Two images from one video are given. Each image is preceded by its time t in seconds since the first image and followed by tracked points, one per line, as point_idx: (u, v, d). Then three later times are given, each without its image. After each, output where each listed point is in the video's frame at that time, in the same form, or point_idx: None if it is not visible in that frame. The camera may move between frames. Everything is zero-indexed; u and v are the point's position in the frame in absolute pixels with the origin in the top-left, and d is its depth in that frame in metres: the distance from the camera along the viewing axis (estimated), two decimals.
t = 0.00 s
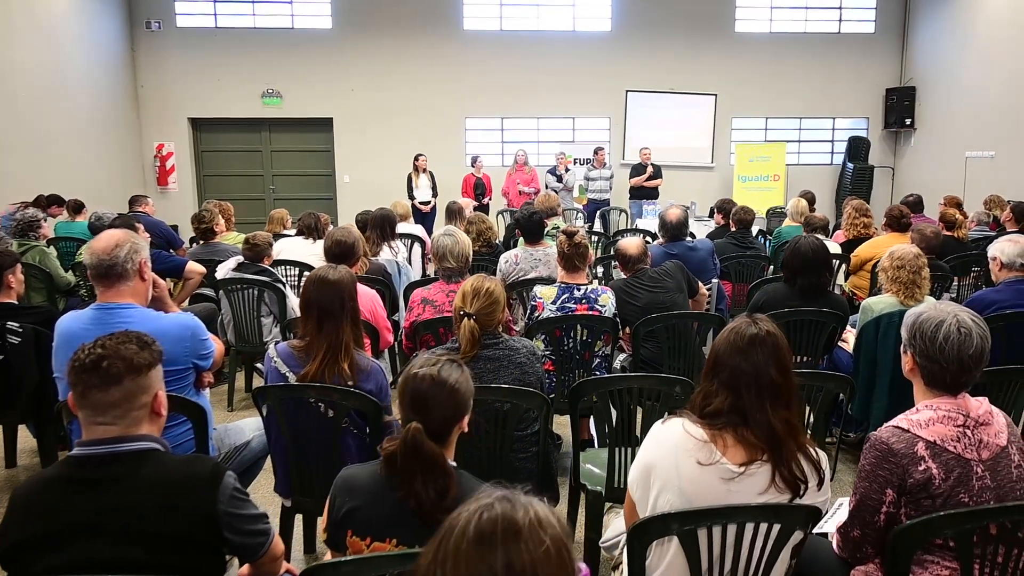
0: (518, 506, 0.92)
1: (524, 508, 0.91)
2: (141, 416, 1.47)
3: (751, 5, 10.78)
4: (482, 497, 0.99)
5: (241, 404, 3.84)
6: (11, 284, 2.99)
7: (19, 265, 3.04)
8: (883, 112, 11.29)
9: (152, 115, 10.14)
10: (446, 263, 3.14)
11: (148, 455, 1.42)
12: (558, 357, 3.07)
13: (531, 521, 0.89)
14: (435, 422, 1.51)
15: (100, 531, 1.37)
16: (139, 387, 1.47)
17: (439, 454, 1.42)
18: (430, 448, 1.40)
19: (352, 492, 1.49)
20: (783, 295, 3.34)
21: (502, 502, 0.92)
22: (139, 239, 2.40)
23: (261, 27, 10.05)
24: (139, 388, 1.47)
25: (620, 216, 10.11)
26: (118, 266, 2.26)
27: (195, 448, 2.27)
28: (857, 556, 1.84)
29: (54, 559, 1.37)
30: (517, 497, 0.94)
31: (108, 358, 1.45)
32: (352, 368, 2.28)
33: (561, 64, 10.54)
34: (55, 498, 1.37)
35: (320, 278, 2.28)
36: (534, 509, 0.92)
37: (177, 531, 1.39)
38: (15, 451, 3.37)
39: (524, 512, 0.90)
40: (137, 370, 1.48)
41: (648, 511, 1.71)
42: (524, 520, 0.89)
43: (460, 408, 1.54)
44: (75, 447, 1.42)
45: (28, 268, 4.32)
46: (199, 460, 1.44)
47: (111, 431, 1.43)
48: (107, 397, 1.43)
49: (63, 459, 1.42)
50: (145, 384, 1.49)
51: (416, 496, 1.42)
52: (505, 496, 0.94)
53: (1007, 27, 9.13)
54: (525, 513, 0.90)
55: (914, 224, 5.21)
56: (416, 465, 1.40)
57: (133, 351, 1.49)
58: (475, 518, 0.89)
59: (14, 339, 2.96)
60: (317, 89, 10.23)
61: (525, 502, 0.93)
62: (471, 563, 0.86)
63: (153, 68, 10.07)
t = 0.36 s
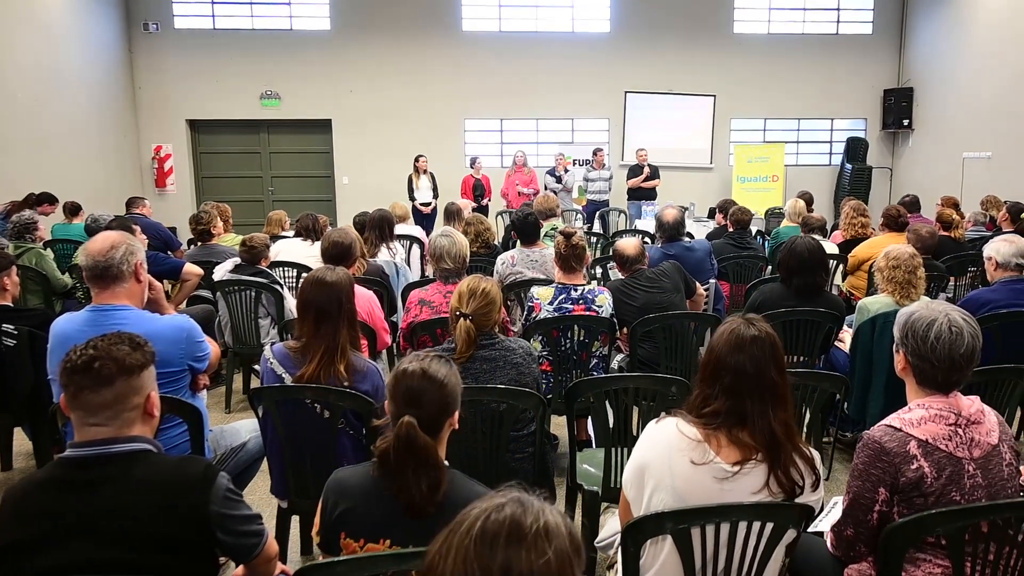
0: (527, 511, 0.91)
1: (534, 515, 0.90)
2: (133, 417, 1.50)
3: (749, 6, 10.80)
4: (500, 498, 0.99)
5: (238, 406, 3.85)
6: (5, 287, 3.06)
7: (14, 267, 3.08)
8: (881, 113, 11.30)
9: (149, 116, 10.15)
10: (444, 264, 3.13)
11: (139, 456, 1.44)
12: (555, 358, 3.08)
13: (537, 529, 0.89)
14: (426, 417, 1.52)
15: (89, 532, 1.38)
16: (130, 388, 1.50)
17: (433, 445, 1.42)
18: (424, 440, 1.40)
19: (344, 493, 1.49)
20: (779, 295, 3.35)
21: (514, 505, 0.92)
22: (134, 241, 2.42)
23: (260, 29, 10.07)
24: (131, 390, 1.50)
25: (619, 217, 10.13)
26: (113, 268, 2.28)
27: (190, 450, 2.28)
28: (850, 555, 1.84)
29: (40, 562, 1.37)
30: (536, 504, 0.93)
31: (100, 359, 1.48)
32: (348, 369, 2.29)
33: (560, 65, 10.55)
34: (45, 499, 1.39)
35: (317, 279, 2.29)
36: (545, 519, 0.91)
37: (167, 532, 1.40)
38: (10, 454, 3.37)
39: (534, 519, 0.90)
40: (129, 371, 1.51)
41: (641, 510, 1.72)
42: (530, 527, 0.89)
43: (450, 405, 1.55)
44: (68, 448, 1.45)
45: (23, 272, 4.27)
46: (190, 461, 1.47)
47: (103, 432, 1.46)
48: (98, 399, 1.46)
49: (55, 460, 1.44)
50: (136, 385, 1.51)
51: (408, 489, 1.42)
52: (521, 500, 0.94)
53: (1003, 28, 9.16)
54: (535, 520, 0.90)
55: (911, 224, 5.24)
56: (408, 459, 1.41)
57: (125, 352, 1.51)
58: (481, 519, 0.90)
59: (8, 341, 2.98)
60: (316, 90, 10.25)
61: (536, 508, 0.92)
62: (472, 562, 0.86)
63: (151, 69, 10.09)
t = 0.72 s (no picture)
0: (522, 509, 0.91)
1: (529, 514, 0.91)
2: (125, 418, 1.51)
3: (748, 7, 10.81)
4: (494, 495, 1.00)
5: (236, 407, 3.86)
6: None
7: (9, 269, 3.10)
8: (879, 115, 11.32)
9: (147, 117, 10.16)
10: (440, 265, 3.17)
11: (131, 457, 1.46)
12: (552, 358, 3.08)
13: (532, 528, 0.89)
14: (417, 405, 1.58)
15: (81, 534, 1.39)
16: (121, 389, 1.51)
17: (440, 409, 1.52)
18: (432, 404, 1.48)
19: (335, 497, 1.49)
20: (776, 296, 3.36)
21: (509, 502, 0.92)
22: (129, 242, 2.43)
23: (258, 30, 10.08)
24: (122, 390, 1.51)
25: (618, 218, 10.15)
26: (108, 269, 2.29)
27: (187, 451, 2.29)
28: (845, 555, 1.85)
29: (29, 564, 1.37)
30: (531, 501, 0.94)
31: (91, 359, 1.48)
32: (343, 369, 2.30)
33: (559, 66, 10.57)
34: (34, 500, 1.39)
35: (313, 279, 2.30)
36: (541, 518, 0.91)
37: (162, 531, 1.43)
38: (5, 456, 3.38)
39: (529, 517, 0.90)
40: (121, 372, 1.51)
41: (635, 510, 1.73)
42: (526, 525, 0.89)
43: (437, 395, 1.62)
44: (59, 449, 1.45)
45: (20, 272, 4.30)
46: (183, 462, 1.49)
47: (94, 433, 1.47)
48: (90, 399, 1.47)
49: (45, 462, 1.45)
50: (128, 385, 1.52)
51: (419, 455, 1.45)
52: (516, 498, 0.94)
53: (1001, 29, 9.19)
54: (531, 518, 0.90)
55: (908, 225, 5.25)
56: (419, 423, 1.45)
57: (116, 352, 1.52)
58: (476, 516, 0.90)
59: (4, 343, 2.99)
60: (315, 91, 10.26)
61: (531, 507, 0.93)
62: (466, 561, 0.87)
63: (149, 69, 10.09)
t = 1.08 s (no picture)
0: (505, 503, 0.92)
1: (509, 506, 0.92)
2: (112, 419, 1.51)
3: (743, 8, 10.83)
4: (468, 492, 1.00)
5: (230, 408, 3.86)
6: None
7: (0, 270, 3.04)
8: (875, 115, 11.34)
9: (142, 118, 10.14)
10: (434, 265, 3.17)
11: (118, 457, 1.46)
12: (546, 358, 3.07)
13: (516, 521, 0.91)
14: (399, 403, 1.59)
15: (70, 536, 1.40)
16: (108, 390, 1.51)
17: (425, 401, 1.55)
18: (417, 397, 1.51)
19: (324, 498, 1.49)
20: (770, 296, 3.36)
21: (489, 497, 0.93)
22: (120, 243, 2.42)
23: (254, 31, 10.08)
24: (108, 391, 1.51)
25: (614, 218, 10.16)
26: (98, 270, 2.29)
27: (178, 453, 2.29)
28: (835, 554, 1.85)
29: (17, 565, 1.38)
30: (509, 494, 0.95)
31: (77, 360, 1.49)
32: (334, 369, 2.31)
33: (555, 67, 10.58)
34: (22, 502, 1.40)
35: (305, 279, 2.30)
36: (521, 510, 0.93)
37: (152, 532, 1.43)
38: None
39: (511, 510, 0.91)
40: (107, 373, 1.52)
41: (625, 510, 1.73)
42: (510, 517, 0.90)
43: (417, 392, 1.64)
44: (45, 451, 1.46)
45: (13, 275, 4.31)
46: (171, 462, 1.50)
47: (81, 434, 1.48)
48: (77, 400, 1.48)
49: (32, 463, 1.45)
50: (115, 386, 1.52)
51: (404, 448, 1.46)
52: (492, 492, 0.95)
53: (996, 30, 9.22)
54: (512, 511, 0.91)
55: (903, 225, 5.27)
56: (405, 418, 1.47)
57: (102, 353, 1.52)
58: (458, 515, 0.90)
59: None
60: (310, 92, 10.26)
61: (511, 500, 0.94)
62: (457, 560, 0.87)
63: (143, 70, 10.07)
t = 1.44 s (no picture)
0: (487, 501, 0.96)
1: (492, 505, 0.95)
2: (96, 423, 1.51)
3: (735, 9, 10.87)
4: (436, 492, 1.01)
5: (222, 412, 3.85)
6: None
7: None
8: (867, 115, 11.39)
9: (134, 122, 10.12)
10: (424, 267, 3.17)
11: (102, 461, 1.46)
12: (538, 360, 3.07)
13: (501, 516, 0.95)
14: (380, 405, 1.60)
15: (55, 540, 1.40)
16: (92, 394, 1.50)
17: (407, 402, 1.57)
18: (399, 396, 1.53)
19: (310, 501, 1.49)
20: (761, 295, 3.37)
21: (472, 496, 0.95)
22: (106, 246, 2.42)
23: (245, 33, 10.07)
24: (92, 395, 1.51)
25: (607, 219, 10.17)
26: (85, 274, 2.29)
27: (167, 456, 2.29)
28: (824, 552, 1.86)
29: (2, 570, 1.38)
30: (483, 492, 0.99)
31: (60, 364, 1.48)
32: (324, 372, 2.31)
33: (548, 69, 10.60)
34: (5, 508, 1.39)
35: (293, 282, 2.29)
36: (501, 507, 0.97)
37: (138, 537, 1.43)
38: None
39: (494, 507, 0.96)
40: (90, 377, 1.51)
41: (614, 510, 1.73)
42: (497, 514, 0.94)
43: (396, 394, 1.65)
44: (28, 455, 1.45)
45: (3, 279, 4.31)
46: (157, 466, 1.49)
47: (65, 438, 1.47)
48: (60, 404, 1.47)
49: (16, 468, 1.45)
50: (98, 390, 1.52)
51: (386, 449, 1.47)
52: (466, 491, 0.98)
53: (986, 30, 9.27)
54: (496, 508, 0.96)
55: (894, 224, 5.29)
56: (388, 417, 1.48)
57: (86, 356, 1.52)
58: (454, 514, 0.91)
59: None
60: (303, 95, 10.25)
61: (491, 498, 0.98)
62: (468, 558, 0.89)
63: (134, 73, 10.05)
